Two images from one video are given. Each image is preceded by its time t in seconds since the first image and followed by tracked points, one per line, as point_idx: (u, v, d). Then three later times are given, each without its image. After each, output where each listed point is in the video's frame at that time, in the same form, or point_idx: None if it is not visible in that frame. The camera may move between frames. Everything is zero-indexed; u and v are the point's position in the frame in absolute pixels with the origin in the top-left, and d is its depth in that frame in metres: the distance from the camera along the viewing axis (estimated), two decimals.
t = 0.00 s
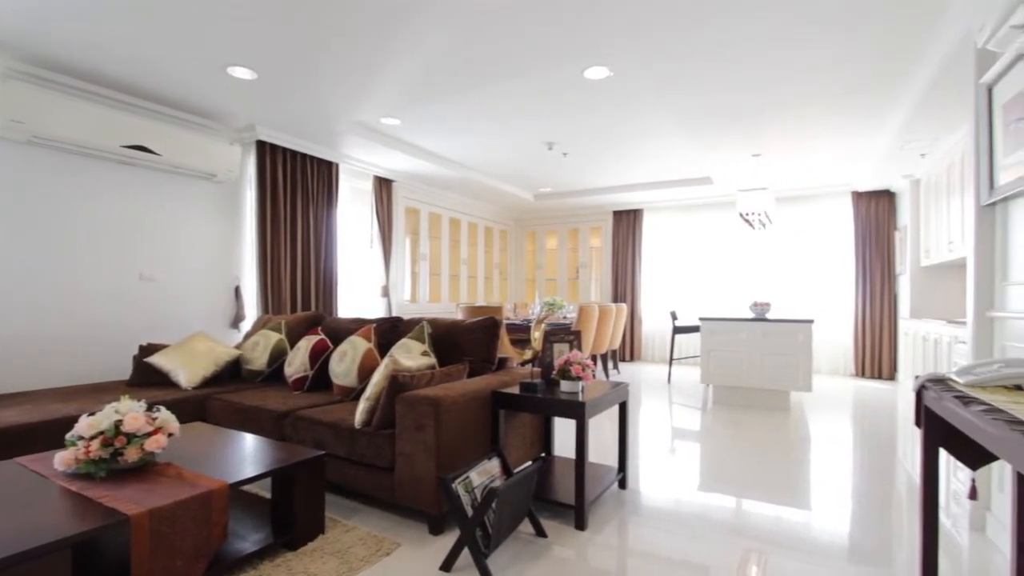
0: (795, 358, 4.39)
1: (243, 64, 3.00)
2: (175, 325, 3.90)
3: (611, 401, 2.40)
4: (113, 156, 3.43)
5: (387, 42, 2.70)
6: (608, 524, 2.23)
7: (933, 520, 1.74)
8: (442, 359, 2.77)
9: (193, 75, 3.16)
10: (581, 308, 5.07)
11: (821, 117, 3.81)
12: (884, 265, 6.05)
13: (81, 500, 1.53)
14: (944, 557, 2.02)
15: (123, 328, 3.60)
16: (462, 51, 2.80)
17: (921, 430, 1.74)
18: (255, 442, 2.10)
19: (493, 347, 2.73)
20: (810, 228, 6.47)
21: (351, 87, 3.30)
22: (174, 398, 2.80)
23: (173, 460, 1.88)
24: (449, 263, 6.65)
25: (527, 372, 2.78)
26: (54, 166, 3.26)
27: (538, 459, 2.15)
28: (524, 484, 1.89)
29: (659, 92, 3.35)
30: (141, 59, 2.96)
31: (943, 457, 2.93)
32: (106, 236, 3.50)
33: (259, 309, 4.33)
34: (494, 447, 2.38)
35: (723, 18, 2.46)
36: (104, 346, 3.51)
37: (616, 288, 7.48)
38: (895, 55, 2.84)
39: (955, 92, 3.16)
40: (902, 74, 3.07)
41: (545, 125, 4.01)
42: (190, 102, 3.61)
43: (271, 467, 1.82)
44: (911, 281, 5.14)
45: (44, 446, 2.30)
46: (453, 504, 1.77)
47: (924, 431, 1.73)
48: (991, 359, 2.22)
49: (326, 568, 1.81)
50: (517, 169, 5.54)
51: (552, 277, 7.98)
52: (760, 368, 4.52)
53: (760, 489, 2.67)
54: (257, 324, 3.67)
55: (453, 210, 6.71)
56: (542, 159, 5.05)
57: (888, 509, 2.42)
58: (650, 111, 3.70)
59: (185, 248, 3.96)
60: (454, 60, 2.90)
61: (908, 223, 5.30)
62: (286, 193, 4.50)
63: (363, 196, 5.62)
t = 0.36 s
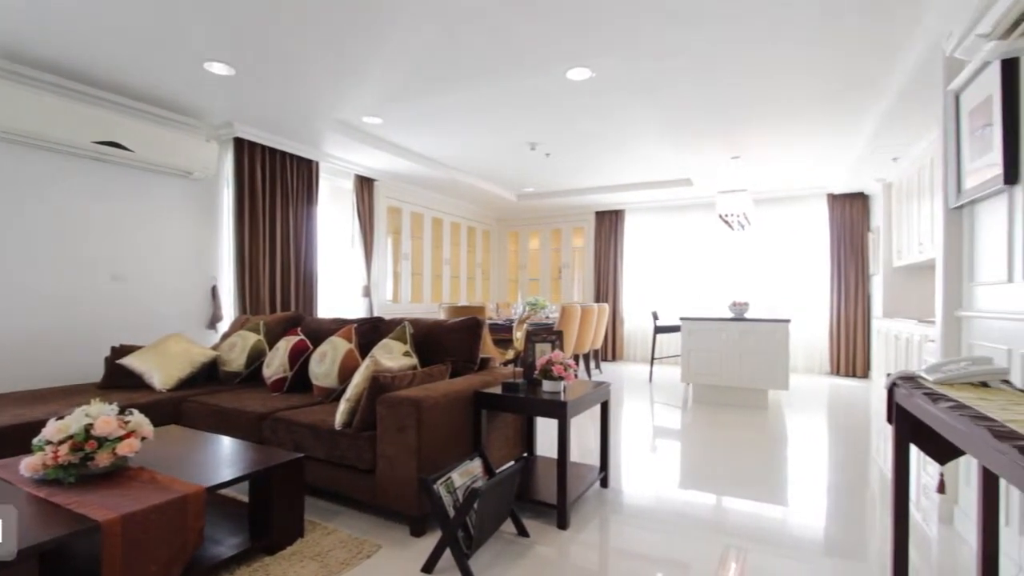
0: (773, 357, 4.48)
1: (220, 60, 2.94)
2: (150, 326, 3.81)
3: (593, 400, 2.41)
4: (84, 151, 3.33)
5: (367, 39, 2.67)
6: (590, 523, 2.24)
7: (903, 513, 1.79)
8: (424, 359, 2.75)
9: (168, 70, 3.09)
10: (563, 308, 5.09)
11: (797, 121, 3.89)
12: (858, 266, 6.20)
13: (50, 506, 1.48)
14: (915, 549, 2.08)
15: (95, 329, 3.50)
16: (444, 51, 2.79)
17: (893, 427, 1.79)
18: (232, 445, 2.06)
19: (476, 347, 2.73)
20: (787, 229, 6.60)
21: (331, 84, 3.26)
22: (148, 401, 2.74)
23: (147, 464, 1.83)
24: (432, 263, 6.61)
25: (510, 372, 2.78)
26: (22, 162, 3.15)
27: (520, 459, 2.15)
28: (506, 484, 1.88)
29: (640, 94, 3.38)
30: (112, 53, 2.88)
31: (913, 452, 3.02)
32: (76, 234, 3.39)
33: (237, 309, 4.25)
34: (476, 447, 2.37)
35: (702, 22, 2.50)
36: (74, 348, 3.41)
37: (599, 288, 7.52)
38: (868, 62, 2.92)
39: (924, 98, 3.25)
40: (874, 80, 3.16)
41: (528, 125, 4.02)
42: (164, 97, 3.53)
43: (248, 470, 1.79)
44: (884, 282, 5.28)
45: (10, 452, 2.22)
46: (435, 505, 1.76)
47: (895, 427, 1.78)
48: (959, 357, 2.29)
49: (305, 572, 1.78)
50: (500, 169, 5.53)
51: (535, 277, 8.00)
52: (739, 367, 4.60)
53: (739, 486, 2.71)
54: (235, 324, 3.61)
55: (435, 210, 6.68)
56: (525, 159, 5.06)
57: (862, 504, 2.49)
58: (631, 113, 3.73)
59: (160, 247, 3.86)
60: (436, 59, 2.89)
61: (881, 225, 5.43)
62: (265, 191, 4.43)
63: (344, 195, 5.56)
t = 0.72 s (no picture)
0: (749, 356, 4.56)
1: (194, 55, 2.87)
2: (121, 327, 3.70)
3: (575, 400, 2.43)
4: (51, 147, 3.22)
5: (346, 36, 2.64)
6: (571, 521, 2.26)
7: (874, 507, 1.84)
8: (405, 360, 2.73)
9: (140, 65, 3.01)
10: (544, 308, 5.11)
11: (774, 124, 3.97)
12: (832, 267, 6.35)
13: (13, 514, 1.43)
14: (886, 541, 2.14)
15: (63, 329, 3.39)
16: (426, 49, 2.78)
17: (864, 424, 1.84)
18: (207, 448, 2.02)
19: (457, 347, 2.71)
20: (764, 230, 6.72)
21: (310, 81, 3.22)
22: (119, 404, 2.66)
23: (117, 470, 1.78)
24: (413, 263, 6.57)
25: (491, 373, 2.77)
26: None
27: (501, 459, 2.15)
28: (487, 485, 1.88)
29: (621, 96, 3.41)
30: (80, 46, 2.79)
31: (885, 447, 3.10)
32: (42, 233, 3.28)
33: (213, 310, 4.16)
34: (457, 448, 2.36)
35: (682, 26, 2.53)
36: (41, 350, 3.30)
37: (580, 288, 7.56)
38: (841, 68, 2.99)
39: (895, 104, 3.34)
40: (847, 86, 3.24)
41: (510, 125, 4.02)
42: (136, 92, 3.44)
43: (224, 473, 1.75)
44: (857, 282, 5.41)
45: None
46: (415, 507, 1.75)
47: (867, 423, 1.83)
48: (926, 355, 2.37)
49: None
50: (482, 169, 5.52)
51: (517, 277, 8.00)
52: (717, 366, 4.66)
53: (717, 483, 2.75)
54: (210, 324, 3.53)
55: (416, 209, 6.63)
56: (507, 159, 5.07)
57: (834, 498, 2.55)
58: (612, 115, 3.76)
59: (131, 246, 3.76)
60: (418, 58, 2.88)
61: (854, 226, 5.57)
62: (241, 189, 4.35)
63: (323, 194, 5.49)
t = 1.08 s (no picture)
0: (728, 355, 4.63)
1: (168, 49, 2.81)
2: (92, 328, 3.60)
3: (557, 399, 2.44)
4: (17, 142, 3.11)
5: (325, 32, 2.61)
6: (553, 520, 2.26)
7: (847, 502, 1.88)
8: (386, 360, 2.71)
9: (111, 59, 2.93)
10: (527, 307, 5.11)
11: (752, 127, 4.04)
12: (808, 267, 6.48)
13: None
14: (859, 534, 2.19)
15: (29, 331, 3.28)
16: (407, 47, 2.76)
17: (838, 421, 1.88)
18: (182, 452, 1.97)
19: (439, 348, 2.70)
20: (743, 231, 6.84)
21: (288, 78, 3.17)
22: (89, 407, 2.59)
23: (88, 474, 1.73)
24: (395, 263, 6.52)
25: (473, 373, 2.77)
26: None
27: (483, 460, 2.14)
28: (469, 485, 1.88)
29: (603, 97, 3.43)
30: (47, 39, 2.71)
31: (858, 443, 3.18)
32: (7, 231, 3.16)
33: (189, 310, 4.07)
34: (439, 449, 2.35)
35: (663, 28, 2.56)
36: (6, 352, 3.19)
37: (562, 288, 7.60)
38: (816, 72, 3.06)
39: (869, 109, 3.43)
40: (822, 90, 3.31)
41: (492, 125, 4.02)
42: (107, 87, 3.34)
43: (199, 477, 1.71)
44: (832, 282, 5.54)
45: None
46: (396, 508, 1.73)
47: (840, 420, 1.87)
48: (897, 353, 2.43)
49: None
50: (464, 169, 5.51)
51: (499, 277, 8.00)
52: (697, 364, 4.73)
53: (697, 480, 2.79)
54: (186, 325, 3.46)
55: (397, 209, 6.58)
56: (489, 159, 5.06)
57: (809, 494, 2.61)
58: (594, 115, 3.79)
59: (102, 244, 3.65)
60: (399, 55, 2.86)
61: (829, 228, 5.70)
62: (218, 187, 4.27)
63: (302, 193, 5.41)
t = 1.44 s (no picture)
0: (709, 354, 4.69)
1: (143, 43, 2.75)
2: (63, 329, 3.50)
3: (540, 399, 2.44)
4: None
5: (306, 29, 2.58)
6: (536, 520, 2.26)
7: (824, 498, 1.92)
8: (369, 360, 2.68)
9: (84, 52, 2.86)
10: (510, 308, 5.11)
11: (732, 130, 4.10)
12: (787, 268, 6.60)
13: None
14: (835, 529, 2.24)
15: None
16: (390, 46, 2.74)
17: (815, 418, 1.92)
18: (158, 455, 1.93)
19: (422, 348, 2.69)
20: (724, 232, 6.93)
21: (268, 74, 3.13)
22: (61, 411, 2.52)
23: (59, 480, 1.69)
24: (378, 263, 6.47)
25: (456, 373, 2.76)
26: None
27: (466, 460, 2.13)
28: (452, 486, 1.87)
29: (586, 98, 3.45)
30: (16, 31, 2.63)
31: (834, 440, 3.25)
32: None
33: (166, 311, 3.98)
34: (421, 450, 2.33)
35: (645, 31, 2.59)
36: None
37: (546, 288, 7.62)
38: (794, 77, 3.12)
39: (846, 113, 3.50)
40: (800, 94, 3.37)
41: (476, 124, 4.01)
42: (80, 81, 3.26)
43: (176, 481, 1.68)
44: (810, 283, 5.64)
45: None
46: (379, 510, 1.71)
47: (817, 418, 1.91)
48: (872, 352, 2.49)
49: None
50: (448, 168, 5.49)
51: (484, 277, 7.99)
52: (679, 363, 4.78)
53: (678, 478, 2.82)
54: (162, 325, 3.39)
55: (381, 208, 6.53)
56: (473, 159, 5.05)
57: (788, 490, 2.66)
58: (577, 116, 3.80)
59: (74, 243, 3.56)
60: (382, 54, 2.84)
61: (807, 229, 5.81)
62: (195, 185, 4.18)
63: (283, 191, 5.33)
